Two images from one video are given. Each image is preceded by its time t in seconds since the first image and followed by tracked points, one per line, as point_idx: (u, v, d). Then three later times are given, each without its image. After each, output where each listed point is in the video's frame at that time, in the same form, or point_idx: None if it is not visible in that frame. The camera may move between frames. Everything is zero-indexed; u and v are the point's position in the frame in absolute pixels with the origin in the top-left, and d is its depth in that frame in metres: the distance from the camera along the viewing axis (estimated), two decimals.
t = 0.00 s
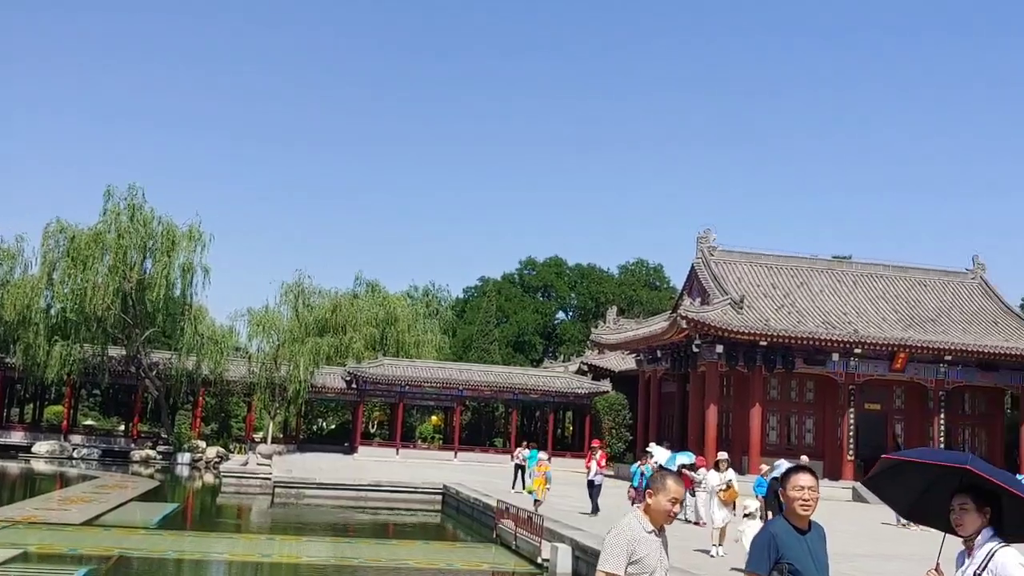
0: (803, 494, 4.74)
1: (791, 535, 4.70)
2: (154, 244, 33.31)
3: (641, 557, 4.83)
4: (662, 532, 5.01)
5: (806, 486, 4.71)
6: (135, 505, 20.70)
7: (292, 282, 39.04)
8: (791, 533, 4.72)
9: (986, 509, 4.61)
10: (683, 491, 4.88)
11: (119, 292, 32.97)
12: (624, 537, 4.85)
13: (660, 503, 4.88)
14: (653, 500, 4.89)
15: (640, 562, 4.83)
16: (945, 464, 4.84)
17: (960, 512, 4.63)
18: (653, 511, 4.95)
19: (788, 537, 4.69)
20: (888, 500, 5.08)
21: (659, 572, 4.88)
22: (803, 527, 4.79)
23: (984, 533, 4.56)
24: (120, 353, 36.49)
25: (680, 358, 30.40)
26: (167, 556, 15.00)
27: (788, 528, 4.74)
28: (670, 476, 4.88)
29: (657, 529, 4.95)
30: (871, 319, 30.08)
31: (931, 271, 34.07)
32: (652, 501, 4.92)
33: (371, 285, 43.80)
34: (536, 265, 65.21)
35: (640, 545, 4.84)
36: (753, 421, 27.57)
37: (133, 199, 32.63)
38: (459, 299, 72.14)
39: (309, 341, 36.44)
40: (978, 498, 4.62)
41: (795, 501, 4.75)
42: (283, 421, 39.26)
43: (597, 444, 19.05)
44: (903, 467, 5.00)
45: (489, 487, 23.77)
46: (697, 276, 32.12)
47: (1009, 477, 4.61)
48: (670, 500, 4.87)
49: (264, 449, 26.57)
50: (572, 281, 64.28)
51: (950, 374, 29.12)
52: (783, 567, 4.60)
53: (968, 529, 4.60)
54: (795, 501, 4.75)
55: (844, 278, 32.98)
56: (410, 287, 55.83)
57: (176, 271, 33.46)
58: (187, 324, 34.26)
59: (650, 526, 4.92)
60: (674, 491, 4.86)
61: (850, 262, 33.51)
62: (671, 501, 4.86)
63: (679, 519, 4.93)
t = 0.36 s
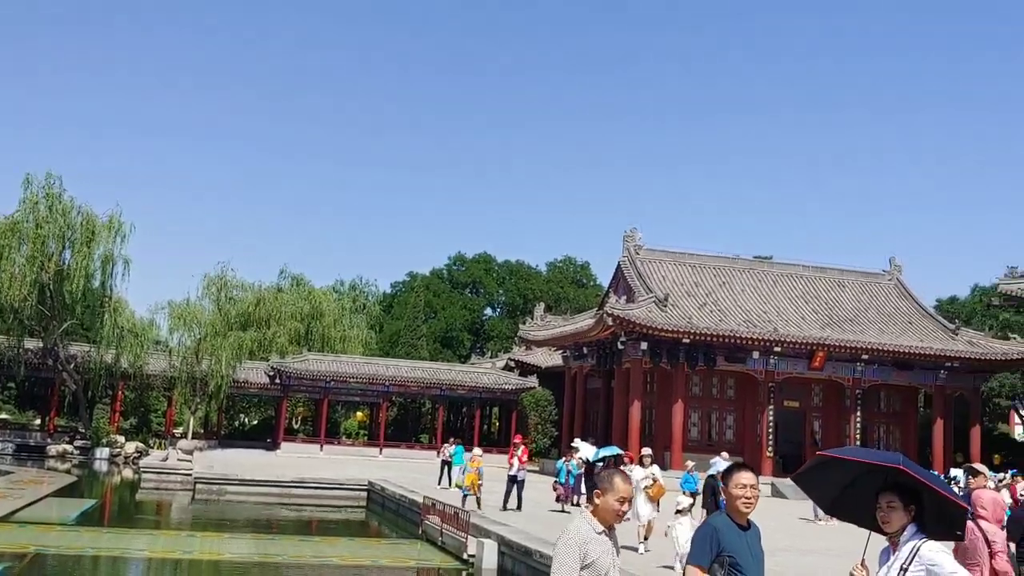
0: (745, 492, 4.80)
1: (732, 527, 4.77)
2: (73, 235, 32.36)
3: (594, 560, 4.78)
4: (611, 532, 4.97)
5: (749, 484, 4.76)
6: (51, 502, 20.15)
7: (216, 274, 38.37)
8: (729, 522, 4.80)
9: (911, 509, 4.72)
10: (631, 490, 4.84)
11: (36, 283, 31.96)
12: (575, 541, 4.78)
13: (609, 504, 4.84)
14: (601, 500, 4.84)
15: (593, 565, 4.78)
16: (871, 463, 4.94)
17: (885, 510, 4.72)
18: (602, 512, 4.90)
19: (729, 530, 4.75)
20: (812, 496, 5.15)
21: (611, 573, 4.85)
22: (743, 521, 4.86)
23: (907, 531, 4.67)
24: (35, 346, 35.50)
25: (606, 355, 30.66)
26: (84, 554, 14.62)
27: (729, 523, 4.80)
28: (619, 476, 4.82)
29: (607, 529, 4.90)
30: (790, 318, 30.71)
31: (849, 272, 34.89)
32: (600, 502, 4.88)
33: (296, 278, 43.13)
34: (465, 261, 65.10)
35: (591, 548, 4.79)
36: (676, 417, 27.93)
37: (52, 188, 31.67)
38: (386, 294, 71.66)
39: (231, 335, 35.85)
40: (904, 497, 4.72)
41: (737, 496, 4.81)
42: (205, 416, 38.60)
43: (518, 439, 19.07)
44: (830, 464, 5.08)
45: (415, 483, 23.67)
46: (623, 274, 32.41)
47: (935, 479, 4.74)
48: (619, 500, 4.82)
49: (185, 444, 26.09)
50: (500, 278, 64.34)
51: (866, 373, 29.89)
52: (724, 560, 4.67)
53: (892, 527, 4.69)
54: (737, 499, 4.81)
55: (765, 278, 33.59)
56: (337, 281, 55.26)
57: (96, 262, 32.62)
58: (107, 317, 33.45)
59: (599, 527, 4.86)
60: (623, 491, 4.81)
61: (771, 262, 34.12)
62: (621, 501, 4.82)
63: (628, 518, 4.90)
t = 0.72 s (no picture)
0: (713, 488, 4.83)
1: (698, 521, 4.80)
2: (15, 226, 31.53)
3: (565, 558, 4.55)
4: (584, 529, 4.74)
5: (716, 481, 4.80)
6: None
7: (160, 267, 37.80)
8: (695, 515, 4.83)
9: (864, 500, 4.79)
10: (606, 486, 4.62)
11: None
12: (544, 538, 4.56)
13: (582, 499, 4.61)
14: (575, 496, 4.63)
15: (563, 563, 4.56)
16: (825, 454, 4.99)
17: (839, 502, 4.78)
18: (575, 506, 4.68)
19: (696, 523, 4.78)
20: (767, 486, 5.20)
21: (583, 570, 4.63)
22: (709, 517, 4.90)
23: (861, 523, 4.76)
24: None
25: (555, 349, 30.77)
26: (25, 551, 14.32)
27: (694, 516, 4.82)
28: (593, 471, 4.59)
29: (580, 526, 4.68)
30: (736, 312, 31.03)
31: (793, 267, 35.35)
32: (573, 497, 4.66)
33: (242, 271, 42.45)
34: (414, 255, 64.79)
35: (562, 545, 4.57)
36: (624, 410, 28.11)
37: None
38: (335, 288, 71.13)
39: (176, 328, 35.42)
40: (857, 488, 4.79)
41: (704, 493, 4.83)
42: (149, 411, 38.06)
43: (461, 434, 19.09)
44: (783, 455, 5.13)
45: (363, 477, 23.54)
46: (572, 269, 32.49)
47: (887, 470, 4.80)
48: (593, 496, 4.60)
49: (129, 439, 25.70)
50: (450, 272, 64.15)
51: (810, 367, 30.28)
52: (689, 551, 4.71)
53: (846, 518, 4.77)
54: (705, 494, 4.83)
55: (712, 273, 33.90)
56: (285, 274, 54.70)
57: (38, 254, 31.91)
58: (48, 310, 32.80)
59: (571, 524, 4.65)
60: (596, 487, 4.59)
61: (718, 257, 34.45)
62: (594, 497, 4.60)
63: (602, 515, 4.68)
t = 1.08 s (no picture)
0: (673, 486, 4.87)
1: (662, 518, 4.85)
2: None
3: (544, 561, 4.56)
4: (567, 533, 4.74)
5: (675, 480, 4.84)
6: None
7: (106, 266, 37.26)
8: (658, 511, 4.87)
9: (817, 496, 4.87)
10: (586, 489, 4.62)
11: None
12: (524, 541, 4.57)
13: (561, 501, 4.62)
14: (554, 498, 4.65)
15: (542, 566, 4.56)
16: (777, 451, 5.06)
17: (791, 498, 4.87)
18: (555, 510, 4.69)
19: (660, 519, 4.84)
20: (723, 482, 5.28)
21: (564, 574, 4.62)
22: (669, 514, 4.95)
23: (813, 520, 4.84)
24: None
25: (507, 348, 30.84)
26: None
27: (656, 512, 4.88)
28: (572, 474, 4.61)
29: (561, 530, 4.68)
30: (686, 312, 31.32)
31: (740, 267, 35.74)
32: (552, 499, 4.67)
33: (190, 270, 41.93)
34: (365, 254, 64.44)
35: (542, 549, 4.57)
36: (575, 409, 28.25)
37: None
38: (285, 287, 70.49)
39: (123, 327, 35.05)
40: (809, 485, 4.86)
41: (665, 490, 4.88)
42: (94, 411, 37.47)
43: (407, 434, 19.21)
44: (738, 452, 5.21)
45: (313, 478, 23.39)
46: (524, 269, 32.55)
47: (838, 468, 4.87)
48: (571, 499, 4.61)
49: (74, 441, 25.26)
50: (402, 271, 63.89)
51: (758, 366, 30.67)
52: (649, 545, 4.76)
53: (799, 515, 4.85)
54: (666, 492, 4.88)
55: (662, 273, 34.17)
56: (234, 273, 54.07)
57: None
58: None
59: (553, 527, 4.66)
60: (575, 489, 4.60)
61: (668, 257, 34.73)
62: (572, 499, 4.61)
63: (584, 517, 4.67)
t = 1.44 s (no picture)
0: (634, 485, 4.83)
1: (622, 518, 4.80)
2: None
3: (557, 560, 4.34)
4: (578, 533, 4.54)
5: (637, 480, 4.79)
6: None
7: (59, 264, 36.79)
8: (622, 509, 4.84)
9: (779, 493, 4.89)
10: (599, 486, 4.44)
11: None
12: (537, 538, 4.35)
13: (572, 498, 4.44)
14: (564, 494, 4.46)
15: (555, 565, 4.34)
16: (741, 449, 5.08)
17: (751, 493, 4.91)
18: (568, 507, 4.49)
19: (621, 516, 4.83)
20: (689, 479, 5.32)
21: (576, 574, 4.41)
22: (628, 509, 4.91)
23: (773, 515, 4.88)
24: None
25: (468, 347, 30.83)
26: None
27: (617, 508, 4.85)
28: (587, 471, 4.42)
29: (574, 528, 4.47)
30: (645, 310, 31.48)
31: (699, 265, 35.94)
32: (563, 496, 4.49)
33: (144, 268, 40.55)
34: (324, 252, 64.03)
35: (555, 546, 4.35)
36: (536, 407, 28.31)
37: None
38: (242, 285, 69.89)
39: (78, 326, 34.67)
40: (771, 482, 4.89)
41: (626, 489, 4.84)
42: (47, 412, 36.94)
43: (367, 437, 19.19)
44: (703, 452, 5.23)
45: (272, 478, 23.20)
46: (485, 267, 32.54)
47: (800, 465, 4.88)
48: (583, 495, 4.43)
49: (27, 441, 24.85)
50: (361, 269, 63.50)
51: (716, 363, 30.95)
52: (610, 542, 4.79)
53: (757, 511, 4.91)
54: (626, 490, 4.85)
55: (621, 271, 34.31)
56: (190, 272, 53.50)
57: None
58: None
59: (566, 524, 4.45)
60: (588, 485, 4.41)
61: (627, 255, 34.85)
62: (584, 495, 4.43)
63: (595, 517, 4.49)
